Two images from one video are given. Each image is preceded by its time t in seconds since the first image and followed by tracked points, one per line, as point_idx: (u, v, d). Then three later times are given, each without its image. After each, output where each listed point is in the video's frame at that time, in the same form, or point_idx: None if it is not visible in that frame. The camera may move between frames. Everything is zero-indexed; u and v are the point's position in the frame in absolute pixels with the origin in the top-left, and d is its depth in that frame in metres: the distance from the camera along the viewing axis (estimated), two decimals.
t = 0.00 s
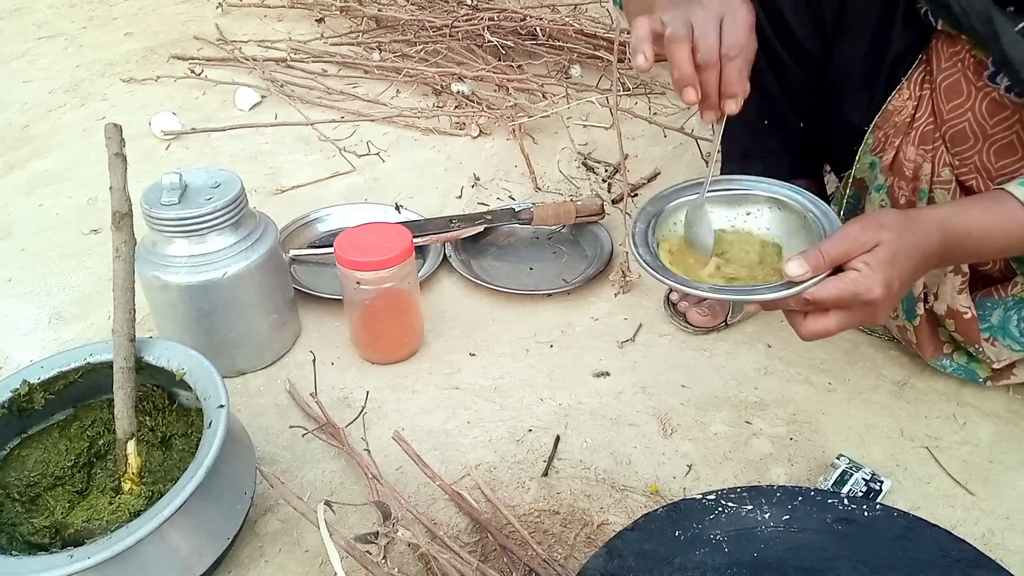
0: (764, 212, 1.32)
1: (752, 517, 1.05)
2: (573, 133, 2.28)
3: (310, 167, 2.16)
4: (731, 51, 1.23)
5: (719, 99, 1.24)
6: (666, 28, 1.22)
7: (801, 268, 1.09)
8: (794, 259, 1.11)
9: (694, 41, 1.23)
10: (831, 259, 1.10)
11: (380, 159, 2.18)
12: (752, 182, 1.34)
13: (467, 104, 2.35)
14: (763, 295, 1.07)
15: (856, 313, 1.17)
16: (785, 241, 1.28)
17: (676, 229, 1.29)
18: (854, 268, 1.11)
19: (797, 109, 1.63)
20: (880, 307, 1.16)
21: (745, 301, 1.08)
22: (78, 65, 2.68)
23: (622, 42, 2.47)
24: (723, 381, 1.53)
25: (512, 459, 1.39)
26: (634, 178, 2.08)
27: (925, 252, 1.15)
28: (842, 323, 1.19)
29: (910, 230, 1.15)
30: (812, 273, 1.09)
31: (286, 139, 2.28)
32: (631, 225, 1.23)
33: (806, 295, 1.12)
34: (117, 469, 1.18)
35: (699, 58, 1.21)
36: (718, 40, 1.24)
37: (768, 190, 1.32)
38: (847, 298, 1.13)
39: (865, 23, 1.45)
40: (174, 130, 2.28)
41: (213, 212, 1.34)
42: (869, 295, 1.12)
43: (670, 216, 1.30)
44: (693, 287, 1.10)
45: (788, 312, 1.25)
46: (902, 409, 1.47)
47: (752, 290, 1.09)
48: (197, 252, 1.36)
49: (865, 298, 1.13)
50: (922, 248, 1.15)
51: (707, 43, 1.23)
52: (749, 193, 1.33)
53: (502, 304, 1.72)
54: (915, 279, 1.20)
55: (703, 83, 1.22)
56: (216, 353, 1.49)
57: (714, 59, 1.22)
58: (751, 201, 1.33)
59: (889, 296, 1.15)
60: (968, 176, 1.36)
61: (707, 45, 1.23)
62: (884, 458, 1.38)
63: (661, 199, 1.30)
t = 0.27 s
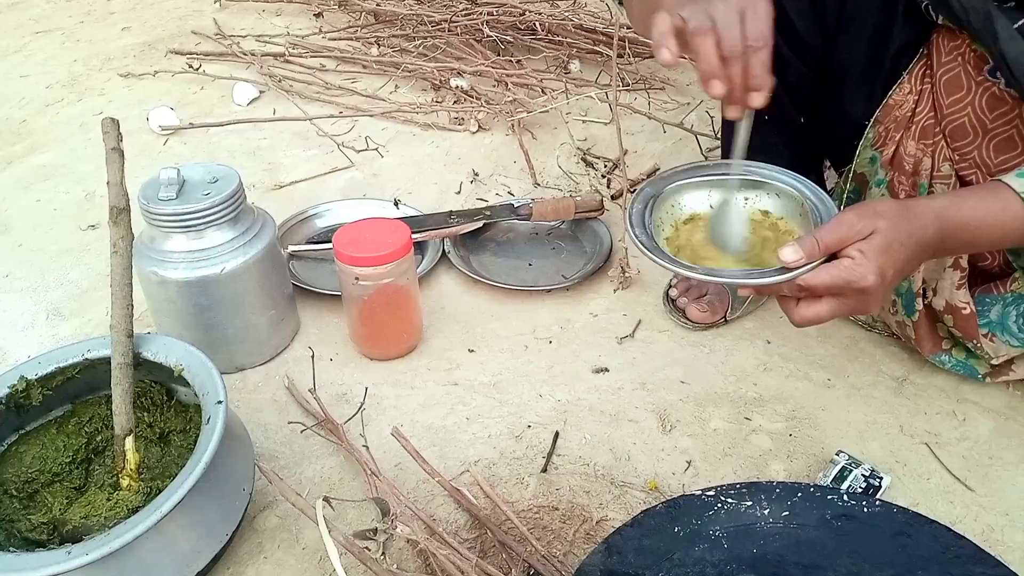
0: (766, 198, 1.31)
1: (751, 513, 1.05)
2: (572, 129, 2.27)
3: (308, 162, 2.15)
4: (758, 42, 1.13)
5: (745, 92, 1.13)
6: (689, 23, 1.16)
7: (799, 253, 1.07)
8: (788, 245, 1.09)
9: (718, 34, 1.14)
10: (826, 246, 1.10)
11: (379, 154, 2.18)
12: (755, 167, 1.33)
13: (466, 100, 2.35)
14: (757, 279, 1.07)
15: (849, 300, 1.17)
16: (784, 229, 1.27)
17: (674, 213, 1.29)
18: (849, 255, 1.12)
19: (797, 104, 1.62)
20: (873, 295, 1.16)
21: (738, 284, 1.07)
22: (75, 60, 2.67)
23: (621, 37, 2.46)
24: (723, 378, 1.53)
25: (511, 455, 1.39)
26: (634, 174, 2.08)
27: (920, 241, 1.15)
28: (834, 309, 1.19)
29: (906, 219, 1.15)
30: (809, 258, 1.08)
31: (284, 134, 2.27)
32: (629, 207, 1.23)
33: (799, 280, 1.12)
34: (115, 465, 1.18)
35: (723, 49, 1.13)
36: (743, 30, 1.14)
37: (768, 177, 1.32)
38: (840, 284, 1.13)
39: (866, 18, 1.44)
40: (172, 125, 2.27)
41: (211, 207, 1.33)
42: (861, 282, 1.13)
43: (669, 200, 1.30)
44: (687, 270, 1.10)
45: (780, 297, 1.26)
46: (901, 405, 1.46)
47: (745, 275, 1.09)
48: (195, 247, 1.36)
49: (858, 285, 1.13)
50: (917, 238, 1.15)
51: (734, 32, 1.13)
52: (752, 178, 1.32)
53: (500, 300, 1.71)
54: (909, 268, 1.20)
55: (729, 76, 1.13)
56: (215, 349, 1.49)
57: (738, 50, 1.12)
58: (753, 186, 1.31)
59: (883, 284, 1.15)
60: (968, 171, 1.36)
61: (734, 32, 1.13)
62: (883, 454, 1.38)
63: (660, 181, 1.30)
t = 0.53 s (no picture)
0: (765, 201, 1.32)
1: (751, 514, 1.05)
2: (572, 130, 2.27)
3: (308, 164, 2.15)
4: None
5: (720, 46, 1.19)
6: None
7: (802, 256, 1.08)
8: (792, 248, 1.10)
9: None
10: (830, 249, 1.10)
11: (379, 156, 2.18)
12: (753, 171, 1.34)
13: (466, 101, 2.35)
14: (760, 283, 1.07)
15: (852, 304, 1.17)
16: (783, 232, 1.28)
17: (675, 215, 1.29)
18: (852, 259, 1.12)
19: (796, 105, 1.62)
20: (877, 299, 1.16)
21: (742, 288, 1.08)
22: (76, 62, 2.67)
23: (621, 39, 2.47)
24: (723, 378, 1.53)
25: (511, 457, 1.39)
26: (634, 175, 2.08)
27: (924, 244, 1.15)
28: (839, 313, 1.19)
29: (910, 222, 1.14)
30: (811, 261, 1.09)
31: (284, 136, 2.27)
32: (630, 207, 1.23)
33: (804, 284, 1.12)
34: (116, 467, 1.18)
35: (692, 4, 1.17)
36: None
37: (771, 180, 1.32)
38: (845, 288, 1.13)
39: (865, 18, 1.45)
40: (173, 127, 2.28)
41: (212, 209, 1.34)
42: (866, 286, 1.12)
43: (669, 202, 1.30)
44: (689, 272, 1.10)
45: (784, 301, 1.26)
46: (901, 406, 1.47)
47: (749, 279, 1.09)
48: (195, 249, 1.36)
49: (862, 289, 1.13)
50: (920, 240, 1.15)
51: None
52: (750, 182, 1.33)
53: (500, 301, 1.72)
54: (913, 271, 1.20)
55: (701, 32, 1.18)
56: (215, 351, 1.49)
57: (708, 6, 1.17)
58: (751, 190, 1.32)
59: (887, 287, 1.15)
60: (967, 172, 1.36)
61: None
62: (883, 455, 1.38)
63: (662, 181, 1.30)
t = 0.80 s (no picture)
0: (770, 197, 1.32)
1: (755, 516, 1.05)
2: (575, 132, 2.28)
3: (312, 167, 2.16)
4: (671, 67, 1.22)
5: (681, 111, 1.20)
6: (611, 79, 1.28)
7: (810, 253, 1.07)
8: (800, 245, 1.09)
9: (638, 79, 1.25)
10: (838, 245, 1.10)
11: (382, 159, 2.18)
12: (758, 167, 1.34)
13: (470, 104, 2.35)
14: (770, 279, 1.06)
15: (859, 302, 1.17)
16: (788, 228, 1.28)
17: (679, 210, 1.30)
18: (861, 255, 1.11)
19: (799, 107, 1.62)
20: (884, 296, 1.16)
21: (748, 284, 1.07)
22: (81, 65, 2.68)
23: (624, 41, 2.47)
24: (726, 381, 1.53)
25: (515, 459, 1.39)
26: (637, 177, 2.08)
27: (931, 241, 1.15)
28: (846, 311, 1.19)
29: (917, 219, 1.14)
30: (821, 258, 1.08)
31: (288, 139, 2.28)
32: (633, 202, 1.24)
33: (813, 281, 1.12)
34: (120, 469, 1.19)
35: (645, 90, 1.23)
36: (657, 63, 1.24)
37: (776, 176, 1.32)
38: (854, 286, 1.13)
39: (867, 20, 1.43)
40: (177, 130, 2.28)
41: (216, 212, 1.34)
42: (874, 283, 1.12)
43: (673, 198, 1.30)
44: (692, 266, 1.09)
45: (790, 299, 1.25)
46: (905, 408, 1.46)
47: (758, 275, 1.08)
48: (200, 252, 1.37)
49: (870, 286, 1.13)
50: (927, 238, 1.15)
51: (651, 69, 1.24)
52: (755, 178, 1.33)
53: (504, 303, 1.72)
54: (919, 269, 1.19)
55: (659, 108, 1.22)
56: (219, 353, 1.49)
57: (659, 85, 1.22)
58: (756, 185, 1.33)
59: (895, 284, 1.14)
60: (971, 174, 1.37)
61: (652, 71, 1.24)
62: (887, 457, 1.38)
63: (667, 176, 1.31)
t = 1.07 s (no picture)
0: (767, 200, 1.32)
1: (751, 519, 1.06)
2: (573, 136, 2.28)
3: (310, 170, 2.16)
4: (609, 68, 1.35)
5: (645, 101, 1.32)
6: (583, 103, 1.45)
7: (807, 254, 1.07)
8: (796, 245, 1.09)
9: (601, 93, 1.40)
10: (835, 246, 1.10)
11: (380, 162, 2.18)
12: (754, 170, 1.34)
13: (467, 107, 2.36)
14: (767, 280, 1.06)
15: (855, 302, 1.17)
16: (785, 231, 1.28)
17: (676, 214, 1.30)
18: (857, 256, 1.11)
19: (796, 110, 1.62)
20: (880, 297, 1.16)
21: (746, 285, 1.07)
22: (79, 69, 2.68)
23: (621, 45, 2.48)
24: (723, 383, 1.53)
25: (512, 462, 1.39)
26: (634, 181, 2.08)
27: (926, 242, 1.15)
28: (843, 311, 1.19)
29: (913, 220, 1.15)
30: (818, 259, 1.08)
31: (286, 142, 2.28)
32: (630, 208, 1.24)
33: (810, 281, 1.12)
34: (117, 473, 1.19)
35: (608, 98, 1.38)
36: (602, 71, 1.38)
37: (772, 179, 1.32)
38: (850, 287, 1.13)
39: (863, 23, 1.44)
40: (175, 133, 2.29)
41: (214, 216, 1.34)
42: (870, 284, 1.12)
43: (670, 201, 1.30)
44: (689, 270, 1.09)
45: (786, 300, 1.25)
46: (901, 411, 1.47)
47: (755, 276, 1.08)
48: (197, 255, 1.37)
49: (866, 287, 1.13)
50: (923, 239, 1.15)
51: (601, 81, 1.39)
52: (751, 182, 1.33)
53: (501, 307, 1.72)
54: (915, 270, 1.20)
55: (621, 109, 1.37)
56: (217, 356, 1.49)
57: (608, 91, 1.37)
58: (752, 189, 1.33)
59: (891, 285, 1.15)
60: (966, 178, 1.38)
61: (604, 81, 1.38)
62: (883, 459, 1.38)
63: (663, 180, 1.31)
